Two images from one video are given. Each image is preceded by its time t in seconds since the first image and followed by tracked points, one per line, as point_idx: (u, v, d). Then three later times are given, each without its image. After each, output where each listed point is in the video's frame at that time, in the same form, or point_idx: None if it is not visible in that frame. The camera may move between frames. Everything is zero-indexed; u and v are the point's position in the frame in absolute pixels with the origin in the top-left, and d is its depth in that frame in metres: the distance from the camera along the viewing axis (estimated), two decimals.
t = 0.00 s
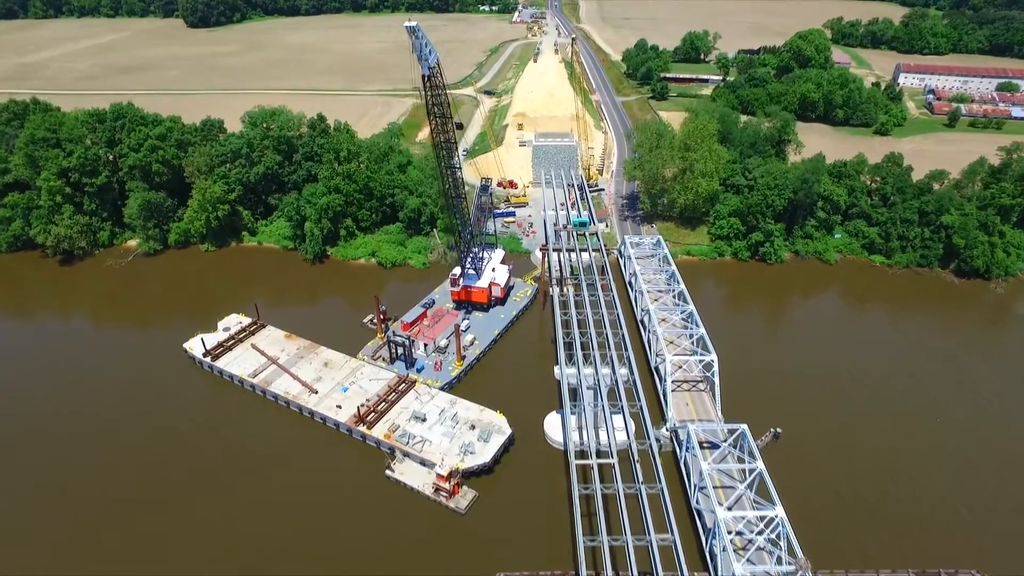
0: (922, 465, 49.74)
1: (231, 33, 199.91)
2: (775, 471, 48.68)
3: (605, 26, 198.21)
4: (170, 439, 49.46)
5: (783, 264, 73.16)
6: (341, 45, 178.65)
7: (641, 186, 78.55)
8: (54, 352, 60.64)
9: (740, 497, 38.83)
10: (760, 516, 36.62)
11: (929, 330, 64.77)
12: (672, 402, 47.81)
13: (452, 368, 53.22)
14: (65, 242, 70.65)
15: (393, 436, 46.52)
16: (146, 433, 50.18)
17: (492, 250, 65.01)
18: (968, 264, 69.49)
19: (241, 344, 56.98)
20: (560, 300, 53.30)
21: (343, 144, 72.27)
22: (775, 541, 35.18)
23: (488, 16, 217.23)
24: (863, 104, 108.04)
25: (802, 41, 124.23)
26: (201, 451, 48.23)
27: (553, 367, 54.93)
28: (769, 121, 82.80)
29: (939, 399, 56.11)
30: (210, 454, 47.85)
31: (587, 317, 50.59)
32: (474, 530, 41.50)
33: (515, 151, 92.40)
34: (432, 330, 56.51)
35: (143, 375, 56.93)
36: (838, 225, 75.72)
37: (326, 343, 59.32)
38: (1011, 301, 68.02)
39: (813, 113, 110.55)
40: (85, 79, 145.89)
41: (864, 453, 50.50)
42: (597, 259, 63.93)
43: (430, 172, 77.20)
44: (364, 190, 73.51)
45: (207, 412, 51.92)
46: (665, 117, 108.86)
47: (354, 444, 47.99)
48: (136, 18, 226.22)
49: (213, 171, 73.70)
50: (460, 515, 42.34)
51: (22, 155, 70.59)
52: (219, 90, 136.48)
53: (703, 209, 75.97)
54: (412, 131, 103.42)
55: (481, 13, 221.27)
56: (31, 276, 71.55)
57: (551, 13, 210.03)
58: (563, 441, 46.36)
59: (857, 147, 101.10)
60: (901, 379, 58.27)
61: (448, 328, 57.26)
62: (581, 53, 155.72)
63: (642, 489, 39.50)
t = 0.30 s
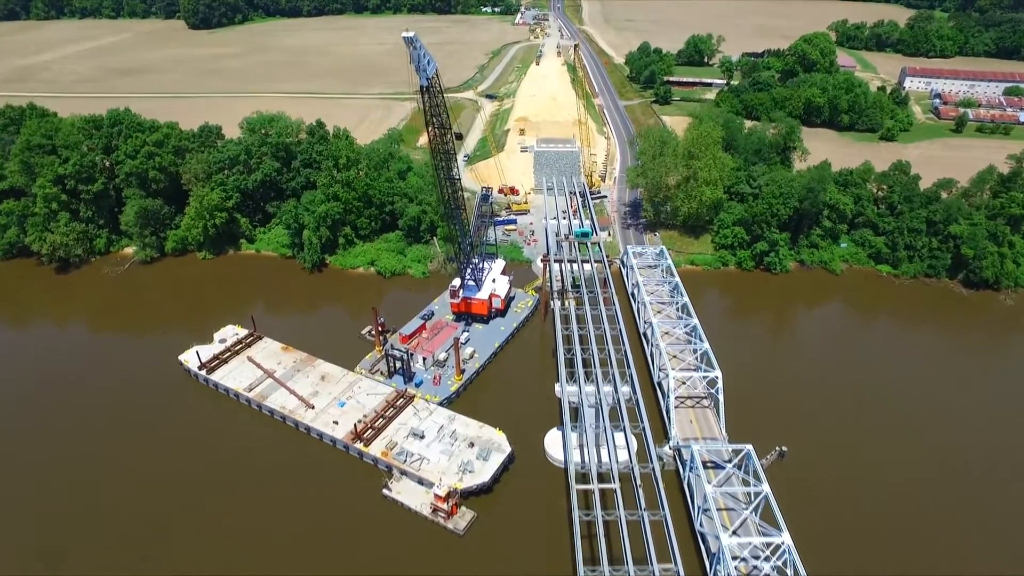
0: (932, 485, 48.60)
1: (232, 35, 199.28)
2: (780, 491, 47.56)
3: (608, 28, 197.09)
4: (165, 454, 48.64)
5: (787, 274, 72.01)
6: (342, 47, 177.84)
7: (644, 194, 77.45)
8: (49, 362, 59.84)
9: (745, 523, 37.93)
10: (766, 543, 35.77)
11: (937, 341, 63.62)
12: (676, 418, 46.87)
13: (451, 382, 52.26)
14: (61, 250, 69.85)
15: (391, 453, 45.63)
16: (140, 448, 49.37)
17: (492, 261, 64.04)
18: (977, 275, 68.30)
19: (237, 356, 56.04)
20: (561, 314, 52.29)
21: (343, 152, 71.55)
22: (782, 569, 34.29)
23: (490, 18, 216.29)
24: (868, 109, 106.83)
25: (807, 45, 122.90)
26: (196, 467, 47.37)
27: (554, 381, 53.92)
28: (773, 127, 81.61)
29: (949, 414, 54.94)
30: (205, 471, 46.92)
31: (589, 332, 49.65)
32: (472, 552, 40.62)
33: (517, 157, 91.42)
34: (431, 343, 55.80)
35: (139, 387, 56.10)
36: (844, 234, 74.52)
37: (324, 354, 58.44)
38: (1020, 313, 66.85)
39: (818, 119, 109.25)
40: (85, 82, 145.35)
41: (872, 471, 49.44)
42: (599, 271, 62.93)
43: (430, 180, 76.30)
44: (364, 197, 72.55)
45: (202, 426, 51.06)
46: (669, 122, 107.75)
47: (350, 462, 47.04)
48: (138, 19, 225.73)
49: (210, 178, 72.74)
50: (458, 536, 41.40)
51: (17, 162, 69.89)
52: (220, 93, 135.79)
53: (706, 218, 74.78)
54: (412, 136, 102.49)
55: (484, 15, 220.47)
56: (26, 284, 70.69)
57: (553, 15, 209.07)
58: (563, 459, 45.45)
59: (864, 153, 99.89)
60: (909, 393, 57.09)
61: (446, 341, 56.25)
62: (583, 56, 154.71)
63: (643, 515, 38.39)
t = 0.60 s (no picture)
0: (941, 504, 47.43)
1: (233, 36, 198.53)
2: (785, 510, 46.43)
3: (610, 30, 195.86)
4: (158, 470, 47.74)
5: (792, 284, 70.80)
6: (344, 49, 176.97)
7: (646, 202, 76.34)
8: (42, 373, 58.96)
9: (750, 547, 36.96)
10: (772, 571, 34.77)
11: (945, 354, 62.40)
12: (679, 437, 45.88)
13: (450, 398, 51.30)
14: (56, 258, 69.03)
15: (388, 472, 44.71)
16: (132, 463, 48.44)
17: (492, 271, 63.15)
18: (985, 285, 67.09)
19: (233, 369, 55.12)
20: (562, 328, 51.30)
21: (342, 159, 70.66)
22: None
23: (492, 20, 215.33)
24: (873, 114, 105.53)
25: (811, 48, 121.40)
26: (189, 484, 46.46)
27: (555, 394, 52.94)
28: (778, 133, 80.41)
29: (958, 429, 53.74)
30: (198, 488, 46.03)
31: (590, 348, 48.68)
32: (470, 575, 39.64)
33: (518, 163, 90.41)
34: (429, 356, 54.88)
35: (133, 399, 55.21)
36: (850, 243, 73.32)
37: (321, 367, 57.51)
38: None
39: (823, 123, 107.94)
40: (85, 85, 144.68)
41: (880, 489, 48.31)
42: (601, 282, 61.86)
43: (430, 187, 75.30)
44: (363, 205, 71.54)
45: (196, 441, 50.17)
46: (672, 127, 106.62)
47: (346, 480, 46.07)
48: (139, 20, 225.10)
49: (207, 186, 71.82)
50: (456, 559, 40.47)
51: (12, 169, 69.12)
52: (220, 97, 135.02)
53: (710, 226, 73.61)
54: (412, 141, 101.38)
55: (486, 16, 219.57)
56: (20, 292, 69.80)
57: (555, 17, 207.97)
58: (563, 478, 44.43)
59: (869, 159, 98.58)
60: (917, 407, 55.90)
61: (445, 354, 55.29)
62: (585, 58, 153.63)
63: (645, 540, 37.22)
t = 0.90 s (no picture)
0: (951, 522, 46.16)
1: (233, 38, 197.70)
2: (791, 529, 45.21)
3: (613, 32, 194.75)
4: (149, 486, 46.73)
5: (797, 294, 69.61)
6: (344, 51, 176.05)
7: (649, 210, 75.23)
8: (35, 384, 58.01)
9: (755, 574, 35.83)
10: None
11: (954, 366, 61.17)
12: (682, 455, 44.87)
13: (448, 413, 50.35)
14: (51, 267, 68.11)
15: (385, 491, 43.75)
16: (124, 479, 47.45)
17: (492, 282, 62.31)
18: (994, 296, 65.87)
19: (228, 383, 54.12)
20: (563, 342, 50.29)
21: (340, 166, 69.71)
22: None
23: (494, 22, 214.51)
24: (879, 119, 104.23)
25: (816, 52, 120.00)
26: (181, 502, 45.38)
27: (556, 409, 51.87)
28: (783, 141, 79.28)
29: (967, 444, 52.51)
30: (189, 506, 44.99)
31: (592, 364, 47.76)
32: None
33: (519, 169, 89.48)
34: (428, 370, 53.97)
35: (125, 411, 54.15)
36: (855, 252, 72.16)
37: (318, 380, 56.53)
38: None
39: (827, 129, 106.75)
40: (84, 88, 143.85)
41: (890, 507, 47.00)
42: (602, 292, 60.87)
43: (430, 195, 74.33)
44: (361, 213, 70.52)
45: (189, 457, 49.06)
46: (674, 132, 105.58)
47: (342, 499, 45.03)
48: (140, 22, 224.27)
49: (204, 193, 70.87)
50: None
51: (7, 176, 68.33)
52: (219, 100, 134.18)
53: (713, 236, 72.51)
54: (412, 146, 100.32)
55: (488, 18, 218.92)
56: (14, 301, 68.88)
57: (557, 18, 206.93)
58: (564, 498, 43.33)
59: (875, 165, 97.33)
60: (926, 421, 54.68)
61: (444, 368, 54.29)
62: (588, 61, 152.63)
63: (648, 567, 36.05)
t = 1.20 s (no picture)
0: (962, 541, 44.87)
1: (233, 40, 196.93)
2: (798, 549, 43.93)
3: (615, 34, 193.65)
4: (140, 502, 45.77)
5: (802, 304, 68.41)
6: (345, 54, 175.16)
7: (651, 218, 74.10)
8: (26, 394, 57.10)
9: None
10: None
11: (964, 378, 59.93)
12: (685, 475, 43.90)
13: (446, 429, 49.36)
14: (45, 275, 67.19)
15: (382, 510, 42.80)
16: (114, 496, 46.41)
17: (492, 292, 61.44)
18: (1004, 307, 64.64)
19: (223, 397, 53.06)
20: (564, 358, 49.23)
21: (339, 174, 68.74)
22: None
23: (495, 23, 213.63)
24: (884, 124, 102.89)
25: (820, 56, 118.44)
26: (172, 520, 44.37)
27: (557, 424, 50.80)
28: (787, 148, 78.11)
29: (978, 460, 51.26)
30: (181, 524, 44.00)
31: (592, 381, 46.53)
32: None
33: (520, 176, 88.51)
34: (426, 385, 52.92)
35: (118, 424, 53.16)
36: (861, 262, 71.00)
37: (315, 393, 55.54)
38: None
39: (832, 134, 105.55)
40: (82, 90, 143.02)
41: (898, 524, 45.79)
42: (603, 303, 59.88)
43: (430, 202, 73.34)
44: (360, 222, 69.45)
45: (182, 472, 48.04)
46: (677, 137, 104.59)
47: (337, 518, 44.00)
48: (140, 23, 223.51)
49: (200, 201, 69.93)
50: None
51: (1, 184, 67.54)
52: (218, 103, 133.42)
53: (717, 245, 71.36)
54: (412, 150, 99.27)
55: (490, 19, 218.51)
56: (8, 310, 67.94)
57: (559, 20, 205.97)
58: (565, 518, 42.28)
59: (880, 171, 96.16)
60: (935, 435, 53.49)
61: (443, 382, 53.27)
62: (589, 64, 151.55)
63: None
